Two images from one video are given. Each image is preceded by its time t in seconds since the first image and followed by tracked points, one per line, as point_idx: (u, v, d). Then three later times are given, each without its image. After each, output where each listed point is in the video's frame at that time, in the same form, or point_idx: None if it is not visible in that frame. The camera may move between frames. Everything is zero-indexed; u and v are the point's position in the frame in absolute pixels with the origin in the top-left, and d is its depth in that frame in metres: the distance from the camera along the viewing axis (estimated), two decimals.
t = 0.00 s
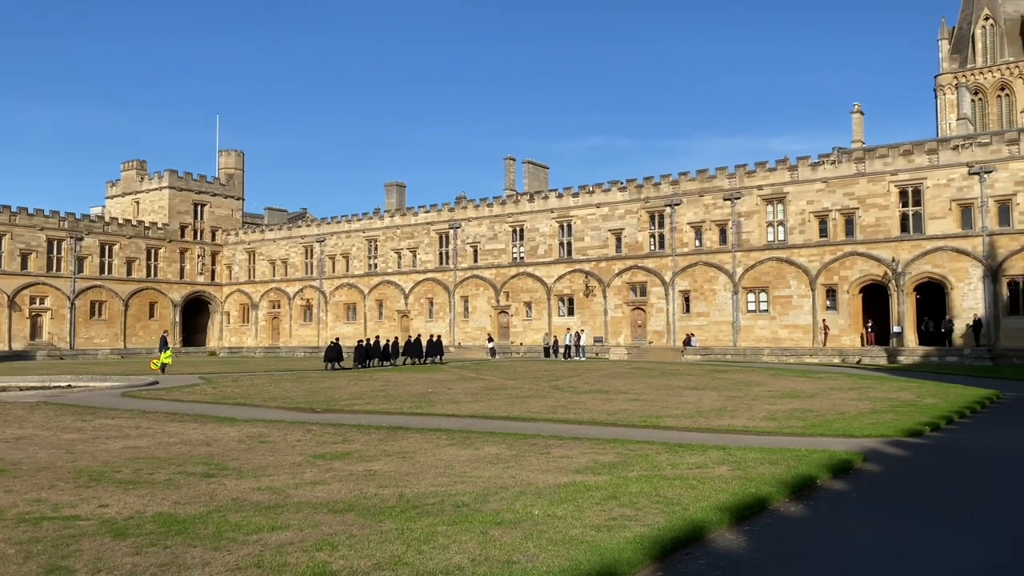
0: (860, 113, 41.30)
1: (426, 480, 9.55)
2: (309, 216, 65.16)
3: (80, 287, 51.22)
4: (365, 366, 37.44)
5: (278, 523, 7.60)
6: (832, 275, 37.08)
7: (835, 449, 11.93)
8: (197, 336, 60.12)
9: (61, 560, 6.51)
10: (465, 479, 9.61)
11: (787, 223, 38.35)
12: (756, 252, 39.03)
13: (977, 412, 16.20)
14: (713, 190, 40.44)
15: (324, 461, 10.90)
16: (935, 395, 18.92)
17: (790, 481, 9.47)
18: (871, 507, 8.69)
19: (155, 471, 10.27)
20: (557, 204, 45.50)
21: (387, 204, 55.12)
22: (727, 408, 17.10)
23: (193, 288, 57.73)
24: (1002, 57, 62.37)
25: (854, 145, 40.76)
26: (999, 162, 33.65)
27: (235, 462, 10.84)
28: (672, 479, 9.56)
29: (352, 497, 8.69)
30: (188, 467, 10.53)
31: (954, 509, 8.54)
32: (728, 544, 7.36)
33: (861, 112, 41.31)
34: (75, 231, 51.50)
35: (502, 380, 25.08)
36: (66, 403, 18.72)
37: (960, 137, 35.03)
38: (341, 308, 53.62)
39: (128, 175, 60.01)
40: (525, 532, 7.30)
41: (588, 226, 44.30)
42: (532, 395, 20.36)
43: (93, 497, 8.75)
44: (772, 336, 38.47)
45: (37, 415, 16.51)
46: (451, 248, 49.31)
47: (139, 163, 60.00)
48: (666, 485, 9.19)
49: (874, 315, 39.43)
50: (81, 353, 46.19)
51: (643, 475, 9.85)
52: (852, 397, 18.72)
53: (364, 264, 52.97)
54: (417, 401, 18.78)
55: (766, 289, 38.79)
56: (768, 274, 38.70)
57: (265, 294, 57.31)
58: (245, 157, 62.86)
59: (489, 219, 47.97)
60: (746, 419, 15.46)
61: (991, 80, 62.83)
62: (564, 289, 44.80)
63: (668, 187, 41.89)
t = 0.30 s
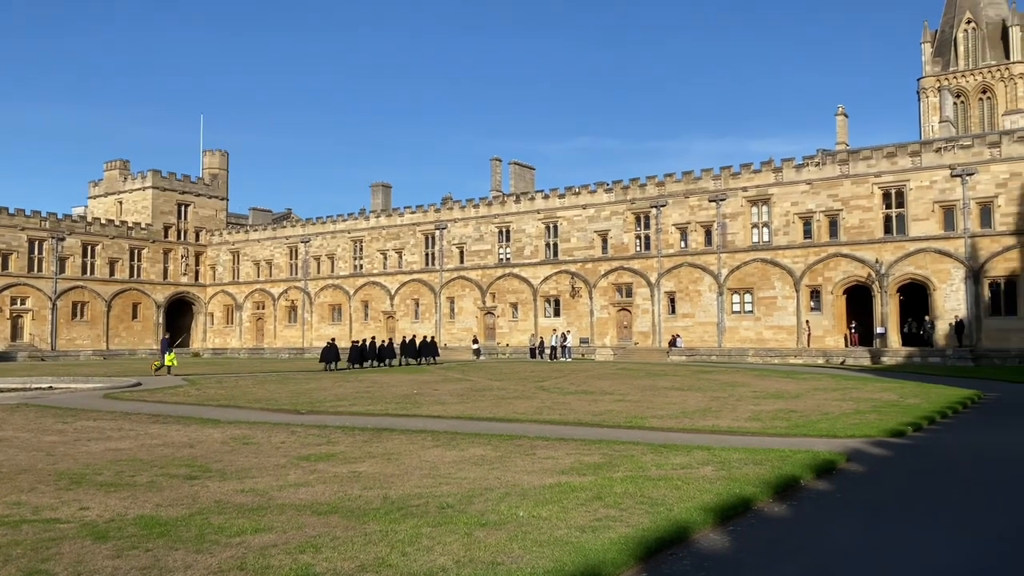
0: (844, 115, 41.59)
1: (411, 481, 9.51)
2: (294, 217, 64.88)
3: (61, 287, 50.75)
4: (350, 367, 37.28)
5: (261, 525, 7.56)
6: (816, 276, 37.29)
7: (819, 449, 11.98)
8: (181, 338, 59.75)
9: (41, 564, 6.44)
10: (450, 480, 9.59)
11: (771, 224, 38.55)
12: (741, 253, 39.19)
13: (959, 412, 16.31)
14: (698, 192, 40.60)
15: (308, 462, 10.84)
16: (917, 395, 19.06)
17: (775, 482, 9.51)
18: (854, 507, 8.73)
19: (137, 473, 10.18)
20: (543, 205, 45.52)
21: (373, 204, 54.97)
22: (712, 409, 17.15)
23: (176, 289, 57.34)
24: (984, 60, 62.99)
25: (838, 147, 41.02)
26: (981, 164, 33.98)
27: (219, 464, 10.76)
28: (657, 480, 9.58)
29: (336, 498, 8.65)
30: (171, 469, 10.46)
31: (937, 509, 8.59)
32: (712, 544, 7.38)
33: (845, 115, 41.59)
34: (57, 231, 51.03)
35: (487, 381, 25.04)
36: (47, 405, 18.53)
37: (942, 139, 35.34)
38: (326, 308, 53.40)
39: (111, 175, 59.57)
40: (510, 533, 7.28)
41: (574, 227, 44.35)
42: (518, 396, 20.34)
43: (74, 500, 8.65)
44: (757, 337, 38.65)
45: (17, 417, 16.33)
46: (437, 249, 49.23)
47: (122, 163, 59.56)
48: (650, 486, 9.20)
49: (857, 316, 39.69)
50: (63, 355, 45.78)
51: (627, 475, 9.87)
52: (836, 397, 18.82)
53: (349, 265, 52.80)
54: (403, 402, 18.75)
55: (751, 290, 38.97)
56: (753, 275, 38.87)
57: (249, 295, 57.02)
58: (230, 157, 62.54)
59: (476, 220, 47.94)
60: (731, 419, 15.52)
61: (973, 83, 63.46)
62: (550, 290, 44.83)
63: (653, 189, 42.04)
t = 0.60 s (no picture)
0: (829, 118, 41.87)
1: (397, 484, 9.48)
2: (279, 218, 64.61)
3: (44, 289, 50.26)
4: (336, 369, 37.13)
5: (245, 528, 7.52)
6: (801, 277, 37.50)
7: (804, 450, 12.05)
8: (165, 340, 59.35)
9: (22, 568, 6.37)
10: (436, 482, 9.57)
11: (756, 226, 38.74)
12: (726, 255, 39.36)
13: (942, 413, 16.43)
14: (684, 194, 40.77)
15: (293, 465, 10.79)
16: (901, 396, 19.21)
17: (759, 483, 9.55)
18: (838, 507, 8.77)
19: (121, 477, 10.10)
20: (529, 206, 45.56)
21: (359, 205, 54.82)
22: (698, 410, 17.21)
23: (161, 290, 56.97)
24: (966, 64, 63.58)
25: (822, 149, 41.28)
26: (963, 167, 34.29)
27: (203, 467, 10.70)
28: (643, 481, 9.60)
29: (321, 501, 8.61)
30: (154, 472, 10.38)
31: (920, 509, 8.64)
32: (697, 545, 7.40)
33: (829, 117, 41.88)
34: (39, 232, 50.50)
35: (474, 383, 24.99)
36: (28, 408, 18.33)
37: (926, 141, 35.62)
38: (312, 310, 53.20)
39: (95, 175, 59.12)
40: (495, 535, 7.28)
41: (561, 228, 44.40)
42: (504, 397, 20.33)
43: (55, 504, 8.57)
44: (742, 339, 38.82)
45: None
46: (423, 250, 49.15)
47: (105, 164, 59.12)
48: (636, 487, 9.22)
49: (841, 318, 39.93)
50: (45, 357, 45.34)
51: (614, 477, 9.87)
52: (820, 398, 18.93)
53: (335, 266, 52.63)
54: (389, 404, 18.71)
55: (737, 291, 39.14)
56: (738, 276, 39.05)
57: (234, 297, 56.74)
58: (214, 158, 62.22)
59: (462, 222, 47.89)
60: (716, 420, 15.58)
61: (956, 86, 64.09)
62: (537, 292, 44.86)
63: (639, 190, 42.16)
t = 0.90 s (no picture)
0: (813, 122, 42.17)
1: (383, 488, 9.46)
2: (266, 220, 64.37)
3: (27, 292, 49.79)
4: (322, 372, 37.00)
5: (230, 533, 7.48)
6: (786, 280, 37.70)
7: (789, 452, 12.11)
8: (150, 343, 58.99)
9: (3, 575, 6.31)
10: (422, 486, 9.55)
11: (742, 229, 38.92)
12: (712, 258, 39.52)
13: (926, 415, 16.54)
14: (670, 197, 40.92)
15: (279, 468, 10.75)
16: (886, 398, 19.34)
17: (745, 485, 9.59)
18: (823, 509, 8.83)
19: (104, 481, 10.02)
20: (517, 209, 45.60)
21: (346, 208, 54.69)
22: (684, 412, 17.26)
23: (145, 293, 56.60)
24: (949, 68, 64.19)
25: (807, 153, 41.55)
26: (946, 171, 34.59)
27: (187, 471, 10.64)
28: (629, 483, 9.61)
29: (307, 505, 8.58)
30: (138, 477, 10.30)
31: (903, 511, 8.69)
32: (683, 548, 7.43)
33: (814, 121, 42.17)
34: (22, 235, 50.01)
35: (461, 386, 24.95)
36: (10, 412, 18.15)
37: (909, 146, 35.91)
38: (298, 313, 52.99)
39: (79, 178, 58.71)
40: (482, 539, 7.27)
41: (547, 231, 44.46)
42: (491, 400, 20.32)
43: (37, 509, 8.49)
44: (728, 341, 38.98)
45: None
46: (410, 253, 49.07)
47: (90, 165, 58.69)
48: (622, 489, 9.24)
49: (826, 320, 40.15)
50: (28, 361, 44.91)
51: (600, 479, 9.90)
52: (806, 400, 19.04)
53: (321, 269, 52.47)
54: (375, 408, 18.65)
55: (722, 294, 39.31)
56: (724, 279, 39.22)
57: (219, 300, 56.48)
58: (200, 160, 61.97)
59: (449, 224, 47.87)
60: (702, 423, 15.64)
61: (939, 91, 64.72)
62: (524, 295, 44.89)
63: (626, 193, 42.29)
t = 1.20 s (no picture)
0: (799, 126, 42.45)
1: (369, 492, 9.44)
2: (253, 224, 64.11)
3: (11, 296, 49.35)
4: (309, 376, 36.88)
5: (215, 538, 7.45)
6: (772, 284, 37.90)
7: (774, 455, 12.17)
8: (135, 347, 58.63)
9: None
10: (409, 490, 9.54)
11: (729, 233, 39.10)
12: (699, 262, 39.67)
13: (910, 418, 16.63)
14: (657, 201, 41.07)
15: (265, 473, 10.71)
16: (871, 401, 19.46)
17: (731, 488, 9.62)
18: (808, 512, 8.87)
19: (87, 486, 9.94)
20: (504, 213, 45.63)
21: (333, 212, 54.56)
22: (671, 416, 17.31)
23: (131, 297, 56.23)
24: (933, 74, 64.78)
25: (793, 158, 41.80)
26: (930, 176, 34.89)
27: (172, 476, 10.57)
28: (615, 487, 9.63)
29: (293, 510, 8.55)
30: (122, 482, 10.23)
31: (888, 514, 8.75)
32: (668, 551, 7.44)
33: (800, 126, 42.45)
34: (7, 238, 49.56)
35: (448, 389, 24.91)
36: None
37: (894, 150, 36.19)
38: (285, 317, 52.79)
39: (64, 181, 58.32)
40: (468, 543, 7.27)
41: (536, 235, 44.51)
42: (479, 404, 20.31)
43: (20, 515, 8.42)
44: (715, 345, 39.12)
45: None
46: (398, 257, 48.99)
47: (75, 169, 58.31)
48: (608, 493, 9.25)
49: (813, 324, 40.35)
50: (11, 365, 44.51)
51: (586, 483, 9.90)
52: (792, 404, 19.13)
53: (309, 273, 52.31)
54: (362, 412, 18.59)
55: (709, 298, 39.45)
56: (711, 283, 39.38)
57: (206, 304, 56.20)
58: (187, 163, 61.73)
59: (437, 228, 47.84)
60: (689, 426, 15.69)
61: (923, 96, 65.31)
62: (512, 298, 44.90)
63: (614, 198, 42.42)
